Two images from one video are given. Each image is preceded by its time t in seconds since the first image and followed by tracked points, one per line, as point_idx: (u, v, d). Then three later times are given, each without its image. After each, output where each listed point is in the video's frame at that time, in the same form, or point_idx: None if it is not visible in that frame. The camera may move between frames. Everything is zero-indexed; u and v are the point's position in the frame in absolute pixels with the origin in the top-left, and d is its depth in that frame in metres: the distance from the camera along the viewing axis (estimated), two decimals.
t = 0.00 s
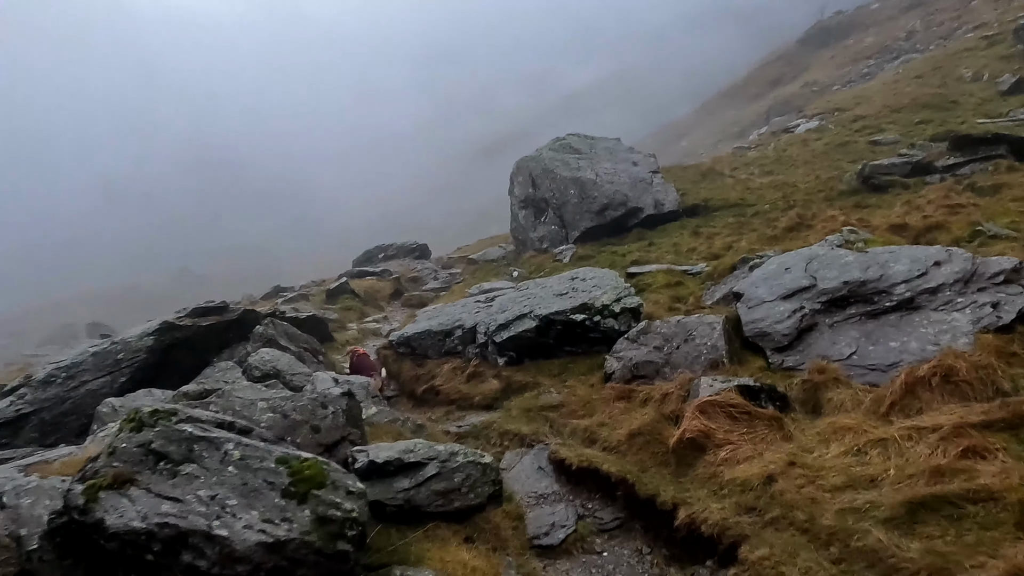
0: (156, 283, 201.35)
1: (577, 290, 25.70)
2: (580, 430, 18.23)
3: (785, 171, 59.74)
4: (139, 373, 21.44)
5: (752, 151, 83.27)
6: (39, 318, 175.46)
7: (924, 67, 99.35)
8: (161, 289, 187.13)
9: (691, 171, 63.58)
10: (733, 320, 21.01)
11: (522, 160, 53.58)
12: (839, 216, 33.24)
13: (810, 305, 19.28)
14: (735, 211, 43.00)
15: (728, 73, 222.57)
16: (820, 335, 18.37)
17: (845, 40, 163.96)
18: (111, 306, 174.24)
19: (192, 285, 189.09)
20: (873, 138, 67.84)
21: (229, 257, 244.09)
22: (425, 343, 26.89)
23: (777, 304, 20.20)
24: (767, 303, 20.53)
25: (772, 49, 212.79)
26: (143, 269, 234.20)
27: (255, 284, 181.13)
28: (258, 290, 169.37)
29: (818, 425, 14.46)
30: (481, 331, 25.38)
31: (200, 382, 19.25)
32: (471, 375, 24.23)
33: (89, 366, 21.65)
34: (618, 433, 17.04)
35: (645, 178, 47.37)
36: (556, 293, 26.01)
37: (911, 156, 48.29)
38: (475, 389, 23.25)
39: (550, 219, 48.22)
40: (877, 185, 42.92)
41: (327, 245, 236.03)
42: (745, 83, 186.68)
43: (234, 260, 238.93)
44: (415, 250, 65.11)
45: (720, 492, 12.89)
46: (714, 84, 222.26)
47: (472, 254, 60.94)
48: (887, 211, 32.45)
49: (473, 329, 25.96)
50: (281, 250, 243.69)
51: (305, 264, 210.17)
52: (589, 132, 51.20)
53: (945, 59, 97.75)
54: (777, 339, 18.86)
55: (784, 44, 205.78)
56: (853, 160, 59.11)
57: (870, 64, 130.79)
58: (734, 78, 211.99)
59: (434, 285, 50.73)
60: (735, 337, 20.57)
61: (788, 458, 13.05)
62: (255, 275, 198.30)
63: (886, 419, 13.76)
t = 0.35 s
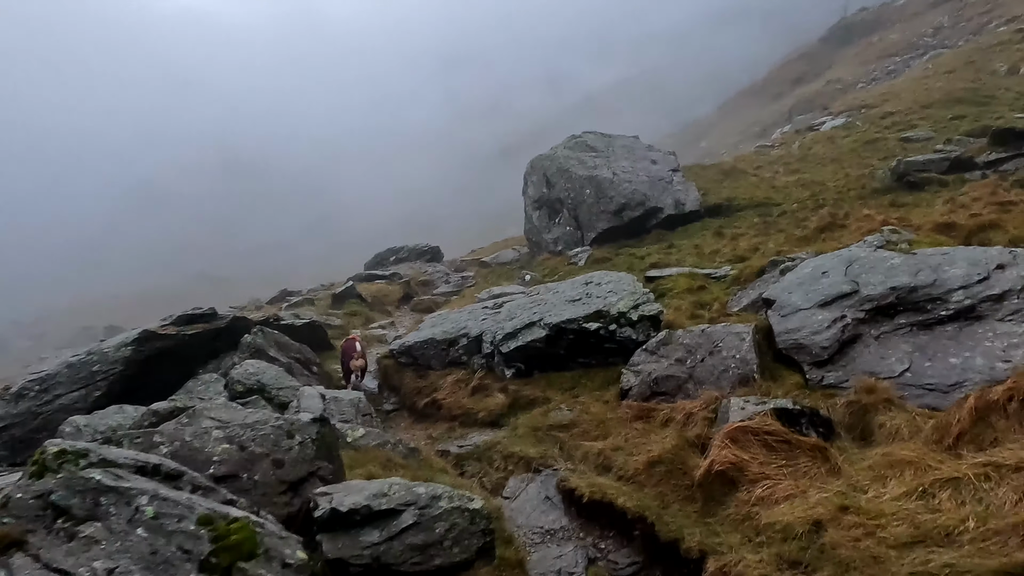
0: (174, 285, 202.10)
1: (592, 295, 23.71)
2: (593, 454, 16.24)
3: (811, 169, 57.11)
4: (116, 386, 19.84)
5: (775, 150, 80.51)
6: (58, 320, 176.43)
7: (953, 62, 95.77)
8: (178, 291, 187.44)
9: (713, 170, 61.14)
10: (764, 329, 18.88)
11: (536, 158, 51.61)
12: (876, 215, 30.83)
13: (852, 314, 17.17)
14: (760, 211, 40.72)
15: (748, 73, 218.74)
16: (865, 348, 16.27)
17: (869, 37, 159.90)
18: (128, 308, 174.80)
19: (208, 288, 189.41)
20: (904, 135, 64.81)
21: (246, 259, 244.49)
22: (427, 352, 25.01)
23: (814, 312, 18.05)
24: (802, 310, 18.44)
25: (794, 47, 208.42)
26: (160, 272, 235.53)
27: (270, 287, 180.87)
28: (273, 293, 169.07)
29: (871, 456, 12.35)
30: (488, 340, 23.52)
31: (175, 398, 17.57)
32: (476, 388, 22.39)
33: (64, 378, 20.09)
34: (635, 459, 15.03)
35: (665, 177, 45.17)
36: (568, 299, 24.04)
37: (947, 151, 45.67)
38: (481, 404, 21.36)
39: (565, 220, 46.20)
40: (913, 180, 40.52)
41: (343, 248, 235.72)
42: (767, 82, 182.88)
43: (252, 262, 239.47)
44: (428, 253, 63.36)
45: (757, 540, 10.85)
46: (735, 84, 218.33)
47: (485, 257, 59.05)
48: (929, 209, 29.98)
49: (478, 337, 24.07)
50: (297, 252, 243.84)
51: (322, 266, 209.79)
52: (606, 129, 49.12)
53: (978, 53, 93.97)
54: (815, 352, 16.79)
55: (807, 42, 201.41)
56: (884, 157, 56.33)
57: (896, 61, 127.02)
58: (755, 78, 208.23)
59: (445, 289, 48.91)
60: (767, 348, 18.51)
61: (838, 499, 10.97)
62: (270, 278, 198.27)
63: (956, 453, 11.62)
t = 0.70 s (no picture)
0: (186, 285, 202.39)
1: (599, 295, 21.86)
2: (596, 474, 14.35)
3: (833, 164, 54.77)
4: (79, 393, 18.19)
5: (793, 146, 78.01)
6: (72, 318, 177.05)
7: (979, 55, 92.59)
8: (190, 290, 187.69)
9: (729, 166, 58.86)
10: (789, 333, 16.91)
11: (544, 153, 49.75)
12: (907, 208, 28.67)
13: (890, 316, 15.16)
14: (781, 206, 38.59)
15: (764, 71, 215.33)
16: (907, 355, 14.28)
17: (889, 32, 156.24)
18: (140, 307, 175.09)
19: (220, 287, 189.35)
20: (930, 128, 62.19)
21: (259, 257, 244.64)
22: (421, 356, 23.26)
23: (847, 314, 16.05)
24: (832, 311, 16.44)
25: (812, 43, 204.49)
26: (174, 271, 236.29)
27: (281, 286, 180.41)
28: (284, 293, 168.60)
29: (921, 485, 10.40)
30: (485, 343, 21.72)
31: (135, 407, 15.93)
32: (472, 396, 20.60)
33: (24, 384, 18.43)
34: (643, 483, 13.13)
35: (679, 171, 43.14)
36: (573, 299, 22.18)
37: (979, 143, 43.25)
38: (476, 414, 19.57)
39: (575, 217, 44.31)
40: (943, 173, 38.21)
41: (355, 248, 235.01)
42: (784, 79, 179.41)
43: (264, 261, 239.53)
44: (434, 252, 61.74)
45: None
46: (751, 83, 214.80)
47: (493, 256, 57.24)
48: (966, 202, 27.78)
49: (475, 340, 22.28)
50: (309, 252, 243.58)
51: (335, 266, 209.25)
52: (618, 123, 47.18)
53: (1005, 45, 90.58)
54: (849, 359, 14.80)
55: (825, 38, 197.66)
56: (909, 151, 53.85)
57: (918, 55, 123.61)
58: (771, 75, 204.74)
59: (450, 289, 47.17)
60: (793, 354, 16.54)
61: (885, 541, 9.07)
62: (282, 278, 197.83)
63: None
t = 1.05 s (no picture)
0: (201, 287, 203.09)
1: (609, 301, 19.99)
2: (602, 508, 12.50)
3: (858, 161, 52.37)
4: (39, 410, 16.65)
5: (815, 143, 75.41)
6: (90, 319, 178.39)
7: (1009, 49, 89.18)
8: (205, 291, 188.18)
9: (749, 163, 56.64)
10: (821, 346, 14.96)
11: (556, 151, 47.96)
12: (944, 206, 26.49)
13: (942, 326, 13.15)
14: (805, 204, 36.47)
15: (784, 69, 211.58)
16: (964, 373, 12.24)
17: (912, 28, 152.39)
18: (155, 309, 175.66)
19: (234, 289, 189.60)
20: (961, 123, 59.46)
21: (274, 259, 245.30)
22: (418, 367, 21.57)
23: (889, 323, 14.08)
24: (873, 320, 14.45)
25: (833, 41, 200.33)
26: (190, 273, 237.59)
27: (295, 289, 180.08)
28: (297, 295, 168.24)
29: (998, 538, 8.32)
30: (485, 353, 19.97)
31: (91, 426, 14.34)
32: (470, 411, 18.87)
33: None
34: (655, 522, 11.26)
35: (697, 169, 41.12)
36: (581, 305, 20.37)
37: (1017, 137, 40.74)
38: (474, 432, 17.81)
39: (587, 216, 42.47)
40: (979, 168, 35.85)
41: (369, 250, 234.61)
42: (804, 77, 175.81)
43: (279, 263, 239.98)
44: (444, 253, 60.15)
45: None
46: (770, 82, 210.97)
47: (504, 257, 55.56)
48: (1011, 199, 25.54)
49: (474, 350, 20.56)
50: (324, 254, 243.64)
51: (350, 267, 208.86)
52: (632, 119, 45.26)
53: None
54: (895, 377, 12.83)
55: (846, 36, 193.63)
56: (940, 147, 51.28)
57: (943, 51, 119.93)
58: (790, 74, 201.07)
59: (458, 292, 45.51)
60: (828, 371, 14.59)
61: None
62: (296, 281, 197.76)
63: None
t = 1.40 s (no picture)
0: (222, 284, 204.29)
1: (621, 301, 18.09)
2: (604, 546, 10.67)
3: (892, 151, 49.53)
4: None
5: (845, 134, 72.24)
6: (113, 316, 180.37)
7: None
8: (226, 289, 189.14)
9: (776, 155, 53.97)
10: (862, 355, 12.92)
11: (572, 143, 45.95)
12: (994, 195, 24.05)
13: (1012, 333, 11.04)
14: (837, 196, 34.06)
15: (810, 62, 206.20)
16: None
17: (945, 17, 146.97)
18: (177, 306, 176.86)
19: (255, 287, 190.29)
20: (1002, 111, 56.11)
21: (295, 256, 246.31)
22: (413, 372, 19.87)
23: (945, 328, 11.99)
24: (925, 325, 12.37)
25: (862, 32, 194.40)
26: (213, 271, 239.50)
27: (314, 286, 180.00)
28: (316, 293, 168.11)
29: None
30: (484, 358, 18.20)
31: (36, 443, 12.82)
32: (466, 422, 17.11)
33: None
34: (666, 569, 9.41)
35: (719, 160, 38.87)
36: (589, 306, 18.50)
37: None
38: (467, 446, 16.05)
39: (603, 211, 40.48)
40: None
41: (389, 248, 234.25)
42: (832, 69, 170.76)
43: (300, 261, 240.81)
44: (457, 250, 58.50)
45: None
46: (797, 74, 205.58)
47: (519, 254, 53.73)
48: None
49: (472, 354, 18.80)
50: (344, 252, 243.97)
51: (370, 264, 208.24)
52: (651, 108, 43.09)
53: None
54: (955, 394, 10.78)
55: (875, 26, 187.95)
56: (980, 135, 48.22)
57: (978, 40, 115.07)
58: (817, 66, 195.81)
59: (470, 290, 43.80)
60: (871, 384, 12.54)
61: None
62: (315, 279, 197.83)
63: None
